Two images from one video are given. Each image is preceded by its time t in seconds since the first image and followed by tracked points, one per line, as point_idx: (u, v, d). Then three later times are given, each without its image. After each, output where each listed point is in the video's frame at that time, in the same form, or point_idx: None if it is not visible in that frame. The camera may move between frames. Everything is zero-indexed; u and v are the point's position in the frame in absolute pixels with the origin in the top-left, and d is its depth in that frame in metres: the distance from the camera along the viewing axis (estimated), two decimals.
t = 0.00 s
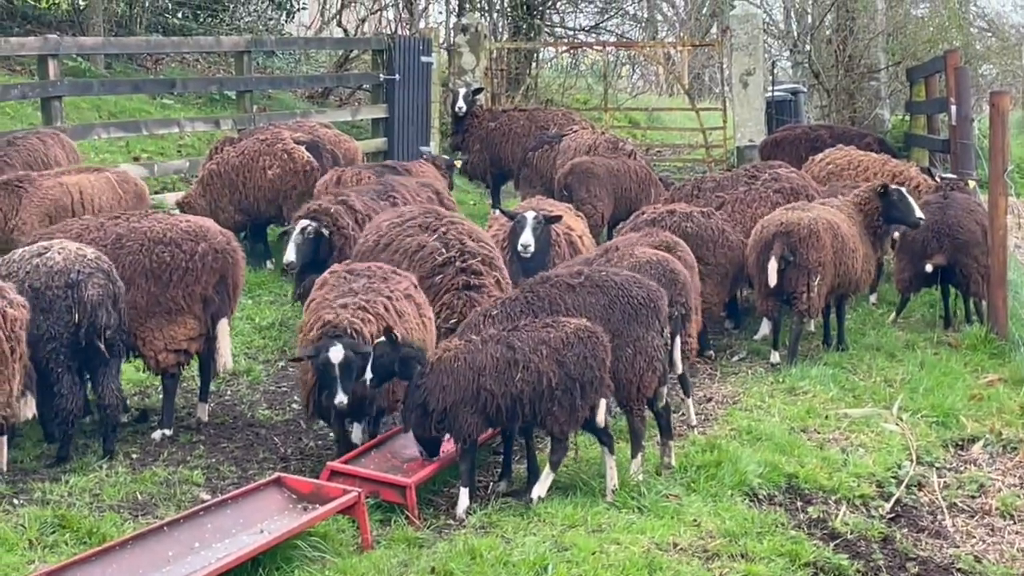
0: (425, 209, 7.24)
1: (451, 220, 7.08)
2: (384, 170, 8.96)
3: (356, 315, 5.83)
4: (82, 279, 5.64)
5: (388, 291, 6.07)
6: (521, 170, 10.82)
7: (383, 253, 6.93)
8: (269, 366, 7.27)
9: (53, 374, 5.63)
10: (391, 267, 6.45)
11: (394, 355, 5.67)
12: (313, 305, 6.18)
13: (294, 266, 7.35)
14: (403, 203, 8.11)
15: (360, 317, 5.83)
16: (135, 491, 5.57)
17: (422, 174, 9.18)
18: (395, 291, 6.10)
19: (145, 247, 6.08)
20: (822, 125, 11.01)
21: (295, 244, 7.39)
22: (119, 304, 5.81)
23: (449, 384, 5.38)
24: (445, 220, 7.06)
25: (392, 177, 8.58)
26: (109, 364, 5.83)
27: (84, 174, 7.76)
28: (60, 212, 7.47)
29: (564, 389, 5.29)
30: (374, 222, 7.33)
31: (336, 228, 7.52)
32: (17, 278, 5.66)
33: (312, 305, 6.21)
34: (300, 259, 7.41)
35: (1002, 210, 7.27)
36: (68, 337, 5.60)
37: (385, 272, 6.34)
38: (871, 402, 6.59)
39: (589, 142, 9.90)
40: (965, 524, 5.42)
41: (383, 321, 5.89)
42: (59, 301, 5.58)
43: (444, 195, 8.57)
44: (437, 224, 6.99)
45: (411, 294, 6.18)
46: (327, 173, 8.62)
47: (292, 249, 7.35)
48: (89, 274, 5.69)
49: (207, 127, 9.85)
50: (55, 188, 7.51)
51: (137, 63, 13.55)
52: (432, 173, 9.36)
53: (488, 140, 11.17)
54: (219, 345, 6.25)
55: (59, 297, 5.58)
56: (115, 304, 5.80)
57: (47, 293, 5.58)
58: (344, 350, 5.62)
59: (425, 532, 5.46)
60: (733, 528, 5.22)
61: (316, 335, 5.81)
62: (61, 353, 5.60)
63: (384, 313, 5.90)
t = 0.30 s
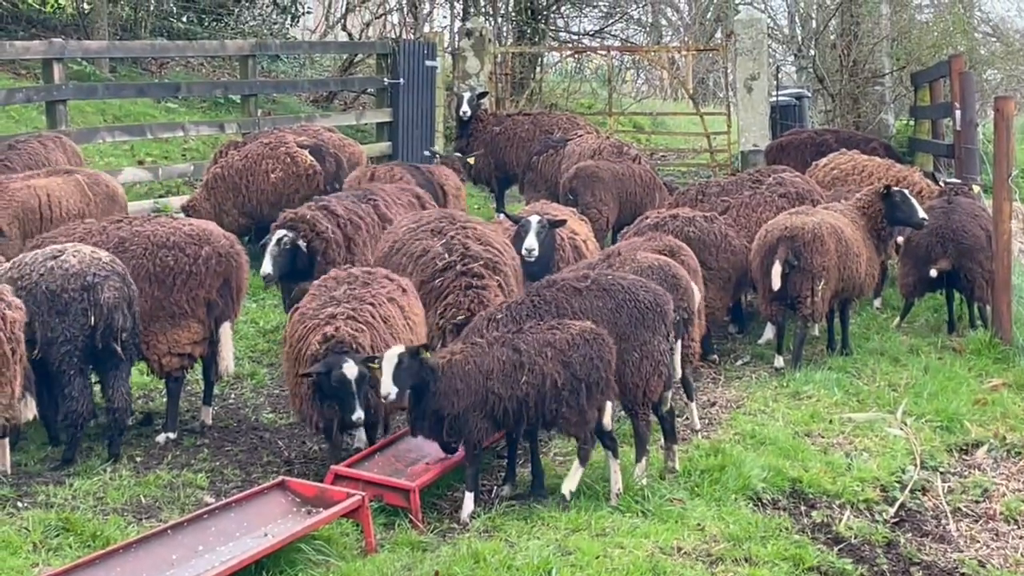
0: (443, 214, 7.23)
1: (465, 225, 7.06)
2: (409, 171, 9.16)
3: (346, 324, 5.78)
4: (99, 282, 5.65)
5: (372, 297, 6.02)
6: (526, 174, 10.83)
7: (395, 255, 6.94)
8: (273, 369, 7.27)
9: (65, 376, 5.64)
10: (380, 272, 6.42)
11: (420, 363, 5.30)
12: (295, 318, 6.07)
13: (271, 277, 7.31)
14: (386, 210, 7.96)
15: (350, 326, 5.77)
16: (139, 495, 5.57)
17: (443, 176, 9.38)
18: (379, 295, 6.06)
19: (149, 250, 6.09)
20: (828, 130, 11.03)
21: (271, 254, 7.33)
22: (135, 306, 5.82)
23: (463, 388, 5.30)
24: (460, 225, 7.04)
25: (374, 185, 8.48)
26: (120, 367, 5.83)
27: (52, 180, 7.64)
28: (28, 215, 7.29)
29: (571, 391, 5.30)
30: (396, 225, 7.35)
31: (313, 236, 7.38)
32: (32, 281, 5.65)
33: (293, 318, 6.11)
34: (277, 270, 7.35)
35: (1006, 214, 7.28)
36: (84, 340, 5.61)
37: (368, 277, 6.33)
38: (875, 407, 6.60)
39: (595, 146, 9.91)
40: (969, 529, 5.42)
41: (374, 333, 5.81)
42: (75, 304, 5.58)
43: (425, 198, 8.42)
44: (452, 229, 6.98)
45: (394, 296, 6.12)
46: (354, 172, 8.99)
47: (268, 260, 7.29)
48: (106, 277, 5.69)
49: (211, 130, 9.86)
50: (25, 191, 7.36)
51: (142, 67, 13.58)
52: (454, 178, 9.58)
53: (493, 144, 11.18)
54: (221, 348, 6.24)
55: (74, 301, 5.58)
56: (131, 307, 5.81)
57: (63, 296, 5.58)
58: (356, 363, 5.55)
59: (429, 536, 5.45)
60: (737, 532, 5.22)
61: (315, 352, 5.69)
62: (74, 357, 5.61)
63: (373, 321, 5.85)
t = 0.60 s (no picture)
0: (452, 210, 7.20)
1: (477, 221, 7.01)
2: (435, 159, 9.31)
3: (341, 321, 5.76)
4: (106, 277, 5.65)
5: (367, 294, 6.02)
6: (527, 169, 10.84)
7: (403, 252, 6.92)
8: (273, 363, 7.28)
9: (73, 370, 5.66)
10: (377, 270, 6.44)
11: (429, 374, 5.30)
12: (287, 314, 6.04)
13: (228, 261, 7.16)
14: (356, 205, 7.82)
15: (347, 321, 5.76)
16: (138, 489, 5.57)
17: (464, 165, 9.52)
18: (375, 294, 6.07)
19: (147, 245, 6.08)
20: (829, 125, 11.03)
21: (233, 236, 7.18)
22: (140, 301, 5.82)
23: (470, 389, 5.28)
24: (470, 220, 7.00)
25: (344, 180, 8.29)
26: (125, 362, 5.83)
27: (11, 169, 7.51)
28: None
29: (573, 391, 5.29)
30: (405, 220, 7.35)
31: (277, 227, 7.26)
32: (38, 274, 5.62)
33: (286, 314, 6.08)
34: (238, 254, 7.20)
35: (1007, 209, 7.26)
36: (92, 334, 5.62)
37: (364, 274, 6.34)
38: (875, 403, 6.59)
39: (596, 141, 9.91)
40: (968, 526, 5.42)
41: (370, 326, 5.80)
42: (83, 299, 5.58)
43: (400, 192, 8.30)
44: (462, 224, 6.94)
45: (389, 296, 6.12)
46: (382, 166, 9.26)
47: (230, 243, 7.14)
48: (113, 271, 5.69)
49: (212, 125, 9.87)
50: None
51: (143, 61, 13.59)
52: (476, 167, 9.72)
53: (495, 140, 11.19)
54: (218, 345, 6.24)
55: (83, 296, 5.58)
56: (137, 301, 5.81)
57: (72, 290, 5.57)
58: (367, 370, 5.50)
59: (429, 532, 5.44)
60: (736, 528, 5.22)
61: (321, 358, 5.61)
62: (83, 352, 5.63)
63: (368, 315, 5.85)
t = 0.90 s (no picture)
0: (449, 202, 7.18)
1: (476, 212, 7.00)
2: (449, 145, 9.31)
3: (355, 320, 5.68)
4: (107, 264, 5.65)
5: (375, 284, 5.99)
6: (527, 158, 10.84)
7: (407, 247, 6.89)
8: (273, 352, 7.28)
9: (77, 357, 5.66)
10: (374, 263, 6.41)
11: (402, 374, 5.17)
12: (293, 305, 5.94)
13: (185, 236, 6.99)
14: (325, 202, 7.63)
15: (363, 321, 5.69)
16: (138, 477, 5.57)
17: (477, 150, 9.55)
18: (383, 282, 6.06)
19: (146, 233, 6.08)
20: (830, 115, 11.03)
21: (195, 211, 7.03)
22: (141, 288, 5.82)
23: (457, 384, 5.21)
24: (470, 212, 6.98)
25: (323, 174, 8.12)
26: (126, 351, 5.83)
27: None
28: None
29: (566, 385, 5.33)
30: (402, 211, 7.31)
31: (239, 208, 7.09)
32: (39, 263, 5.62)
33: (291, 304, 5.98)
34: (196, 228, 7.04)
35: (1007, 199, 7.26)
36: (93, 322, 5.62)
37: (364, 267, 6.27)
38: (875, 394, 6.59)
39: (597, 130, 9.91)
40: (968, 516, 5.42)
41: (381, 323, 5.76)
42: (85, 287, 5.58)
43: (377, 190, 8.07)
44: (462, 217, 6.92)
45: (394, 286, 6.14)
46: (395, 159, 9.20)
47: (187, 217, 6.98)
48: (115, 259, 5.69)
49: (212, 113, 9.86)
50: None
51: (144, 49, 13.56)
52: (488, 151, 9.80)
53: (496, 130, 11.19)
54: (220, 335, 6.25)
55: (85, 283, 5.58)
56: (138, 290, 5.81)
57: (74, 279, 5.57)
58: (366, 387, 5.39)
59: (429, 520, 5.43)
60: (735, 518, 5.22)
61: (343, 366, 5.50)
62: (85, 340, 5.63)
63: (379, 312, 5.82)
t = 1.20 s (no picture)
0: (449, 186, 7.15)
1: (477, 197, 6.99)
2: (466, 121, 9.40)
3: (378, 313, 5.57)
4: (109, 247, 5.65)
5: (387, 276, 5.91)
6: (530, 144, 10.84)
7: (409, 232, 6.87)
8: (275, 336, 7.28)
9: (83, 341, 5.67)
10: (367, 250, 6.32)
11: (368, 371, 5.10)
12: (308, 295, 5.75)
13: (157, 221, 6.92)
14: (294, 186, 7.30)
15: (386, 314, 5.58)
16: (140, 460, 5.57)
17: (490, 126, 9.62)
18: (393, 275, 5.99)
19: (147, 217, 6.08)
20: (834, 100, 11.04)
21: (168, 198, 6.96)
22: (142, 271, 5.82)
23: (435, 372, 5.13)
24: (472, 198, 6.96)
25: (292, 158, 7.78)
26: (128, 334, 5.83)
27: None
28: None
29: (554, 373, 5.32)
30: (399, 196, 7.27)
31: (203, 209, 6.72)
32: (41, 246, 5.64)
33: (303, 294, 5.79)
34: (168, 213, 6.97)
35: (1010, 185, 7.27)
36: (96, 305, 5.63)
37: (366, 255, 6.18)
38: (877, 379, 6.59)
39: (601, 115, 9.91)
40: (968, 502, 5.43)
41: (399, 318, 5.67)
42: (87, 270, 5.59)
43: (349, 174, 7.72)
44: (465, 201, 6.91)
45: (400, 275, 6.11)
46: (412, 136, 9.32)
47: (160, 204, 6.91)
48: (116, 241, 5.69)
49: (214, 97, 9.87)
50: None
51: (146, 33, 13.55)
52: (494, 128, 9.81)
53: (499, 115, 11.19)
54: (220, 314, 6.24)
55: (87, 266, 5.59)
56: (140, 272, 5.81)
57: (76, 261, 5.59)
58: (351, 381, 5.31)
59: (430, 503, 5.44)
60: (736, 503, 5.22)
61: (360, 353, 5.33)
62: (88, 323, 5.64)
63: (397, 306, 5.72)
